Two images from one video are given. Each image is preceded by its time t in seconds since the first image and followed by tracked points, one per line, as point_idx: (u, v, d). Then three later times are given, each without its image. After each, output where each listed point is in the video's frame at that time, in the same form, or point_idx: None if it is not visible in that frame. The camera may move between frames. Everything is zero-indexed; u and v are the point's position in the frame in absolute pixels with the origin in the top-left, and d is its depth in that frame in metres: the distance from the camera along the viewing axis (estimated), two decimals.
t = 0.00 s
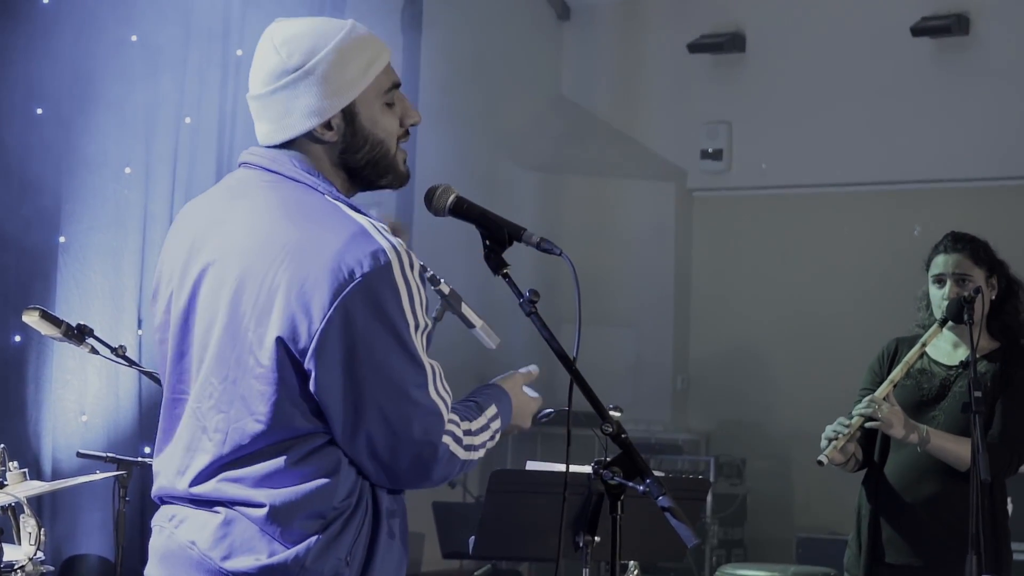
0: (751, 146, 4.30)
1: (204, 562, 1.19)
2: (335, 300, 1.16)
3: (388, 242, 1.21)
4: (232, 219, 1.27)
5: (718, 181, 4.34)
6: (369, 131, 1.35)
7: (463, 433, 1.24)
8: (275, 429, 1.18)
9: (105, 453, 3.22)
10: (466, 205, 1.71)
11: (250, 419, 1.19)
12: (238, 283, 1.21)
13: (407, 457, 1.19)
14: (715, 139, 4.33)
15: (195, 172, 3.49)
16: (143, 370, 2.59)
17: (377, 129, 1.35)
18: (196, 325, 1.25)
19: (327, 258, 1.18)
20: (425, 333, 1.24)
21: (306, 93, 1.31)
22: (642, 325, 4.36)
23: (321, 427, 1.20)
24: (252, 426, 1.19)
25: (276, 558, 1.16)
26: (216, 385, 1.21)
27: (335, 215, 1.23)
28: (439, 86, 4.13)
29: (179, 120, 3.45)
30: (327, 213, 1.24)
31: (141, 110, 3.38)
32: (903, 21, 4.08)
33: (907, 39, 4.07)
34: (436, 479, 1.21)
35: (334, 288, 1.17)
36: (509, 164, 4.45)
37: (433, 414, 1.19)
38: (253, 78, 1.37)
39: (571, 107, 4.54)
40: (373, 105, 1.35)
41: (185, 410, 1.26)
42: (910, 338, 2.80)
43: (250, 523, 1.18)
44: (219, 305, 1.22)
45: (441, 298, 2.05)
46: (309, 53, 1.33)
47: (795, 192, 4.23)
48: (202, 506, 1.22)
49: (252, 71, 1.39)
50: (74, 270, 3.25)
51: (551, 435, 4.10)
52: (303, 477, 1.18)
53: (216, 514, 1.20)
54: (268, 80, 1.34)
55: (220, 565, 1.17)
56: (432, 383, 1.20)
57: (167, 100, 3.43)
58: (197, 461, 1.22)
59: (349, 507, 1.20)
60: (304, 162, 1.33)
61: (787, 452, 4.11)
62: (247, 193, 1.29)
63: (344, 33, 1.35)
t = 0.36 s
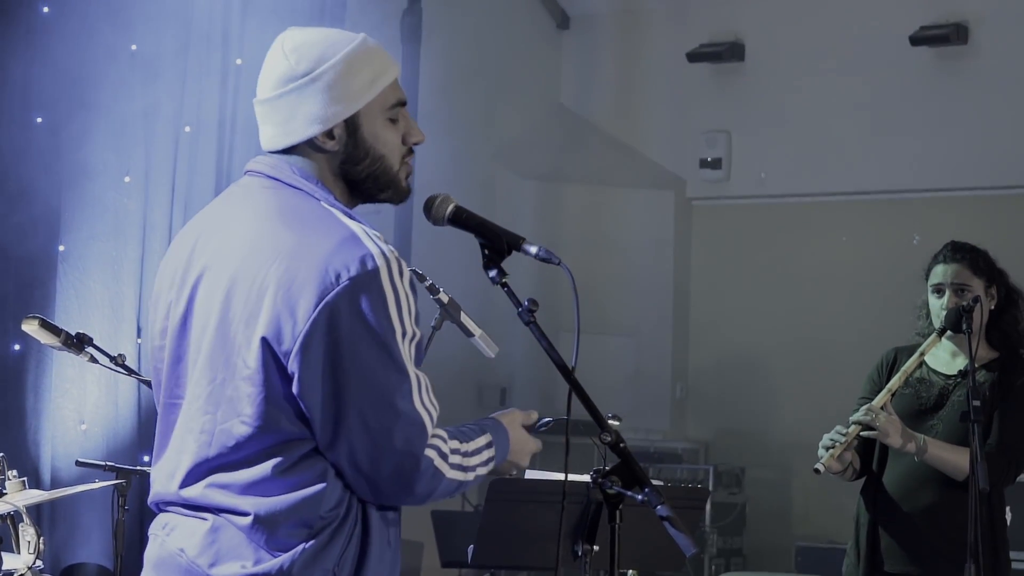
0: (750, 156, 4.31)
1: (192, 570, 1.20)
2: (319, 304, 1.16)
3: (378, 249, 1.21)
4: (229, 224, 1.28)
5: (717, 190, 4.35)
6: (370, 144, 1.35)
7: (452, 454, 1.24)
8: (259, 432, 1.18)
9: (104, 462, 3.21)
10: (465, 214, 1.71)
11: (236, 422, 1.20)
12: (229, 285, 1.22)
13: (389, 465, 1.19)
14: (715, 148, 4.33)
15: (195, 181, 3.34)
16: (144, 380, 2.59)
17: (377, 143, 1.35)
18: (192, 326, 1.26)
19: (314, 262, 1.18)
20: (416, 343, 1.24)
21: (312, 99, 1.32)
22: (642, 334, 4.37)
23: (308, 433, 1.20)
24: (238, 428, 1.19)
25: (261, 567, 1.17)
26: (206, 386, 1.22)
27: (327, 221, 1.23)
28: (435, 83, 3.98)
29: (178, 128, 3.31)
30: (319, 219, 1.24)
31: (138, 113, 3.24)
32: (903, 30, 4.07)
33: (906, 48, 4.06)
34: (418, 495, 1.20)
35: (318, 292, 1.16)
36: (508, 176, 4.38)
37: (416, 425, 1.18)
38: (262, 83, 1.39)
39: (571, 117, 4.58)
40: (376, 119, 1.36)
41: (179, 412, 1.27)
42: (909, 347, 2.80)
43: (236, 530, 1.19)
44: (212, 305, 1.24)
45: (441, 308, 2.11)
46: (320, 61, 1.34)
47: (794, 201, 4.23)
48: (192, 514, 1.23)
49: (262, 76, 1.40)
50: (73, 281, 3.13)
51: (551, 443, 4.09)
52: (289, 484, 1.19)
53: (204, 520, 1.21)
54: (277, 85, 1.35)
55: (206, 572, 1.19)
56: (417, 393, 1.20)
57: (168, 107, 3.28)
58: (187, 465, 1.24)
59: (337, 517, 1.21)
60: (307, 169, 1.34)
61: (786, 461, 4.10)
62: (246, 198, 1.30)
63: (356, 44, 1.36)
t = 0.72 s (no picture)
0: (749, 163, 4.32)
1: None
2: (310, 310, 1.16)
3: (367, 253, 1.21)
4: (221, 233, 1.29)
5: (716, 197, 4.35)
6: (362, 149, 1.36)
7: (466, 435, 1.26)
8: (253, 440, 1.19)
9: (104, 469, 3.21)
10: (463, 222, 1.72)
11: (230, 431, 1.20)
12: (219, 294, 1.22)
13: (405, 462, 1.19)
14: (714, 155, 4.34)
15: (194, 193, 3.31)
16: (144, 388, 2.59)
17: (371, 147, 1.37)
18: (184, 335, 1.27)
19: (303, 269, 1.19)
20: (414, 340, 1.25)
21: (301, 115, 1.32)
22: (641, 340, 4.37)
23: (304, 437, 1.21)
24: (232, 437, 1.20)
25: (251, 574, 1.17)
26: (198, 396, 1.23)
27: (317, 226, 1.24)
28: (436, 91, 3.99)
29: (177, 139, 3.23)
30: (308, 225, 1.24)
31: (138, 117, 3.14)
32: (901, 36, 4.07)
33: (905, 55, 4.05)
34: (440, 488, 1.22)
35: (308, 299, 1.17)
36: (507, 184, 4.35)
37: (427, 420, 1.19)
38: (248, 100, 1.39)
39: (571, 124, 4.62)
40: (367, 124, 1.37)
41: (170, 420, 1.28)
42: (908, 353, 2.80)
43: (226, 537, 1.19)
44: (202, 315, 1.24)
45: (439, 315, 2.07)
46: (304, 74, 1.34)
47: (793, 207, 4.23)
48: (184, 523, 1.23)
49: (246, 93, 1.40)
50: (72, 289, 2.99)
51: (551, 450, 4.09)
52: (282, 490, 1.19)
53: (195, 528, 1.21)
54: (264, 101, 1.35)
55: None
56: (423, 388, 1.21)
57: (168, 113, 3.21)
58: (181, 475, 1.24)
59: (328, 522, 1.22)
60: (298, 178, 1.34)
61: (785, 467, 4.10)
62: (239, 207, 1.31)
63: (339, 54, 1.36)
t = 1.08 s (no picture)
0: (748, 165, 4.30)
1: None
2: (317, 313, 1.20)
3: (372, 256, 1.25)
4: (216, 237, 1.31)
5: (714, 199, 4.35)
6: (363, 158, 1.38)
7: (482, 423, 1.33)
8: (256, 439, 1.22)
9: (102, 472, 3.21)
10: (462, 225, 1.73)
11: (233, 430, 1.23)
12: (217, 296, 1.25)
13: (420, 453, 1.26)
14: (712, 157, 4.34)
15: (193, 192, 3.25)
16: (142, 390, 2.59)
17: (371, 155, 1.39)
18: (179, 339, 1.29)
19: (309, 271, 1.22)
20: (419, 339, 1.30)
21: (303, 118, 1.35)
22: (640, 342, 4.36)
23: (316, 431, 1.25)
24: (235, 436, 1.23)
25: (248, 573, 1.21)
26: (197, 398, 1.25)
27: (321, 229, 1.28)
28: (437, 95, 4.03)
29: (176, 139, 3.22)
30: (311, 227, 1.28)
31: (137, 117, 3.16)
32: (901, 39, 4.06)
33: (904, 57, 4.05)
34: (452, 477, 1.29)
35: (314, 302, 1.20)
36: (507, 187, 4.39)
37: (435, 414, 1.26)
38: (251, 102, 1.41)
39: (572, 128, 4.60)
40: (368, 133, 1.40)
41: (166, 421, 1.30)
42: (906, 357, 2.81)
43: (224, 537, 1.22)
44: (199, 315, 1.27)
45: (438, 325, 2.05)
46: (309, 79, 1.37)
47: (793, 209, 4.23)
48: (176, 525, 1.26)
49: (250, 94, 1.43)
50: (70, 291, 3.01)
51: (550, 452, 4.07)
52: (282, 487, 1.23)
53: (189, 530, 1.24)
54: (267, 103, 1.38)
55: None
56: (431, 383, 1.27)
57: (166, 114, 3.21)
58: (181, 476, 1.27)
59: (327, 521, 1.25)
60: (295, 181, 1.37)
61: (784, 470, 4.10)
62: (235, 208, 1.34)
63: (345, 61, 1.40)
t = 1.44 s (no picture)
0: (748, 162, 4.25)
1: None
2: (297, 323, 1.44)
3: (355, 262, 1.48)
4: (211, 248, 1.55)
5: (714, 198, 4.26)
6: (357, 161, 1.62)
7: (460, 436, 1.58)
8: (254, 444, 1.48)
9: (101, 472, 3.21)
10: (460, 224, 1.73)
11: (232, 431, 1.50)
12: (212, 310, 1.51)
13: (401, 461, 1.50)
14: (711, 156, 4.28)
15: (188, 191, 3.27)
16: (140, 389, 2.59)
17: (364, 159, 1.63)
18: (183, 344, 1.55)
19: (292, 281, 1.46)
20: (402, 343, 1.54)
21: (301, 113, 1.58)
22: (641, 343, 4.28)
23: (304, 439, 1.51)
24: (233, 437, 1.50)
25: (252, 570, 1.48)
26: (199, 401, 1.52)
27: (309, 237, 1.51)
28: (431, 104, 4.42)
29: (174, 138, 3.54)
30: (300, 234, 1.51)
31: (135, 126, 3.54)
32: (899, 36, 4.04)
33: (903, 55, 4.03)
34: (432, 485, 1.52)
35: (296, 311, 1.44)
36: (504, 184, 4.45)
37: (414, 422, 1.49)
38: (253, 96, 1.65)
39: (571, 128, 4.43)
40: (364, 138, 1.63)
41: (174, 420, 1.57)
42: (905, 355, 2.81)
43: (223, 539, 1.49)
44: (194, 326, 1.53)
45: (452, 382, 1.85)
46: (311, 76, 1.61)
47: (795, 207, 4.15)
48: (184, 524, 1.54)
49: (252, 88, 1.66)
50: (70, 288, 3.50)
51: (548, 452, 4.04)
52: (278, 492, 1.50)
53: (192, 532, 1.52)
54: (269, 97, 1.61)
55: None
56: (410, 392, 1.50)
57: (164, 116, 3.55)
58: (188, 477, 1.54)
59: (324, 524, 1.52)
60: (287, 180, 1.61)
61: (783, 469, 4.02)
62: (232, 210, 1.58)
63: (347, 62, 1.64)
